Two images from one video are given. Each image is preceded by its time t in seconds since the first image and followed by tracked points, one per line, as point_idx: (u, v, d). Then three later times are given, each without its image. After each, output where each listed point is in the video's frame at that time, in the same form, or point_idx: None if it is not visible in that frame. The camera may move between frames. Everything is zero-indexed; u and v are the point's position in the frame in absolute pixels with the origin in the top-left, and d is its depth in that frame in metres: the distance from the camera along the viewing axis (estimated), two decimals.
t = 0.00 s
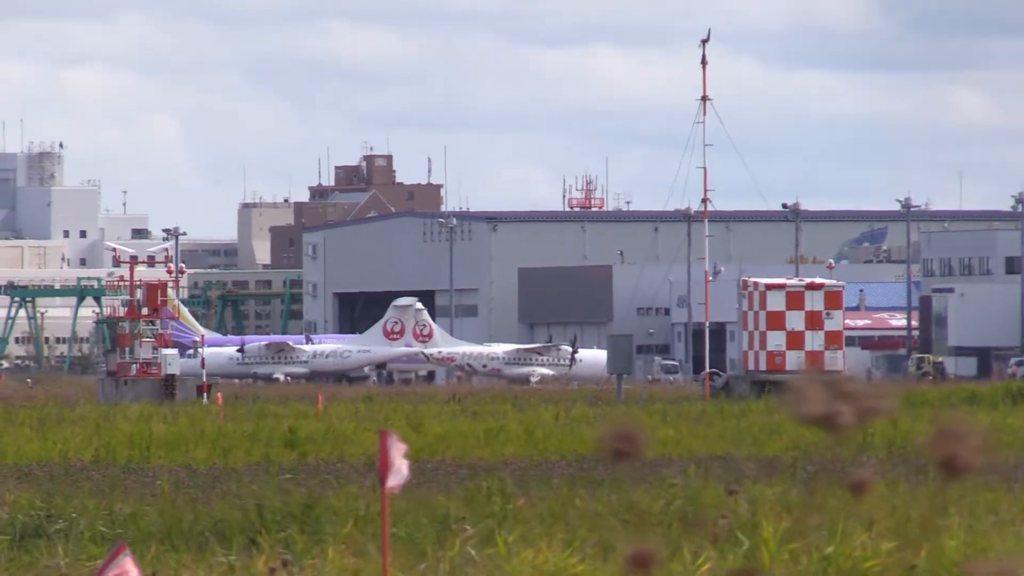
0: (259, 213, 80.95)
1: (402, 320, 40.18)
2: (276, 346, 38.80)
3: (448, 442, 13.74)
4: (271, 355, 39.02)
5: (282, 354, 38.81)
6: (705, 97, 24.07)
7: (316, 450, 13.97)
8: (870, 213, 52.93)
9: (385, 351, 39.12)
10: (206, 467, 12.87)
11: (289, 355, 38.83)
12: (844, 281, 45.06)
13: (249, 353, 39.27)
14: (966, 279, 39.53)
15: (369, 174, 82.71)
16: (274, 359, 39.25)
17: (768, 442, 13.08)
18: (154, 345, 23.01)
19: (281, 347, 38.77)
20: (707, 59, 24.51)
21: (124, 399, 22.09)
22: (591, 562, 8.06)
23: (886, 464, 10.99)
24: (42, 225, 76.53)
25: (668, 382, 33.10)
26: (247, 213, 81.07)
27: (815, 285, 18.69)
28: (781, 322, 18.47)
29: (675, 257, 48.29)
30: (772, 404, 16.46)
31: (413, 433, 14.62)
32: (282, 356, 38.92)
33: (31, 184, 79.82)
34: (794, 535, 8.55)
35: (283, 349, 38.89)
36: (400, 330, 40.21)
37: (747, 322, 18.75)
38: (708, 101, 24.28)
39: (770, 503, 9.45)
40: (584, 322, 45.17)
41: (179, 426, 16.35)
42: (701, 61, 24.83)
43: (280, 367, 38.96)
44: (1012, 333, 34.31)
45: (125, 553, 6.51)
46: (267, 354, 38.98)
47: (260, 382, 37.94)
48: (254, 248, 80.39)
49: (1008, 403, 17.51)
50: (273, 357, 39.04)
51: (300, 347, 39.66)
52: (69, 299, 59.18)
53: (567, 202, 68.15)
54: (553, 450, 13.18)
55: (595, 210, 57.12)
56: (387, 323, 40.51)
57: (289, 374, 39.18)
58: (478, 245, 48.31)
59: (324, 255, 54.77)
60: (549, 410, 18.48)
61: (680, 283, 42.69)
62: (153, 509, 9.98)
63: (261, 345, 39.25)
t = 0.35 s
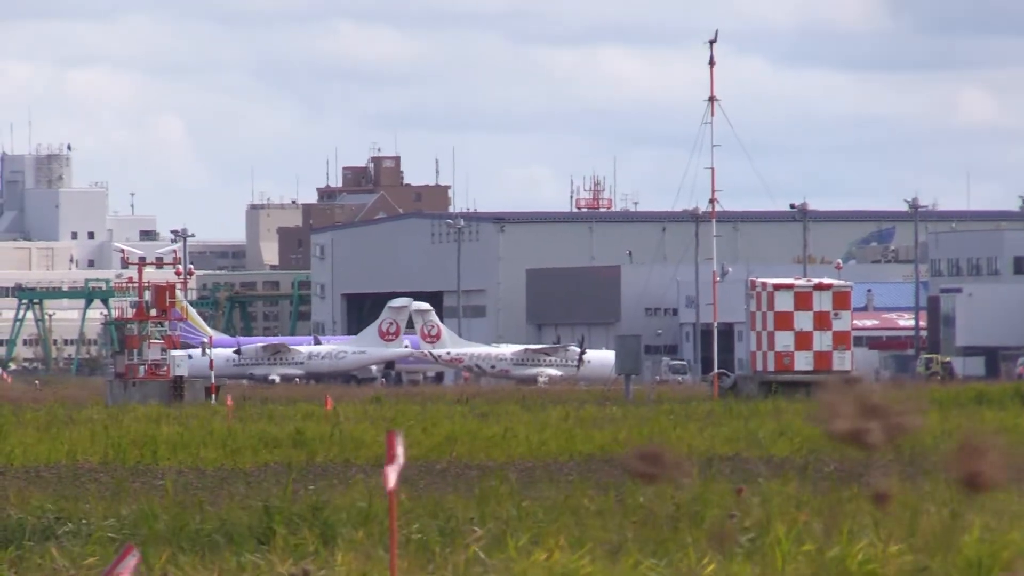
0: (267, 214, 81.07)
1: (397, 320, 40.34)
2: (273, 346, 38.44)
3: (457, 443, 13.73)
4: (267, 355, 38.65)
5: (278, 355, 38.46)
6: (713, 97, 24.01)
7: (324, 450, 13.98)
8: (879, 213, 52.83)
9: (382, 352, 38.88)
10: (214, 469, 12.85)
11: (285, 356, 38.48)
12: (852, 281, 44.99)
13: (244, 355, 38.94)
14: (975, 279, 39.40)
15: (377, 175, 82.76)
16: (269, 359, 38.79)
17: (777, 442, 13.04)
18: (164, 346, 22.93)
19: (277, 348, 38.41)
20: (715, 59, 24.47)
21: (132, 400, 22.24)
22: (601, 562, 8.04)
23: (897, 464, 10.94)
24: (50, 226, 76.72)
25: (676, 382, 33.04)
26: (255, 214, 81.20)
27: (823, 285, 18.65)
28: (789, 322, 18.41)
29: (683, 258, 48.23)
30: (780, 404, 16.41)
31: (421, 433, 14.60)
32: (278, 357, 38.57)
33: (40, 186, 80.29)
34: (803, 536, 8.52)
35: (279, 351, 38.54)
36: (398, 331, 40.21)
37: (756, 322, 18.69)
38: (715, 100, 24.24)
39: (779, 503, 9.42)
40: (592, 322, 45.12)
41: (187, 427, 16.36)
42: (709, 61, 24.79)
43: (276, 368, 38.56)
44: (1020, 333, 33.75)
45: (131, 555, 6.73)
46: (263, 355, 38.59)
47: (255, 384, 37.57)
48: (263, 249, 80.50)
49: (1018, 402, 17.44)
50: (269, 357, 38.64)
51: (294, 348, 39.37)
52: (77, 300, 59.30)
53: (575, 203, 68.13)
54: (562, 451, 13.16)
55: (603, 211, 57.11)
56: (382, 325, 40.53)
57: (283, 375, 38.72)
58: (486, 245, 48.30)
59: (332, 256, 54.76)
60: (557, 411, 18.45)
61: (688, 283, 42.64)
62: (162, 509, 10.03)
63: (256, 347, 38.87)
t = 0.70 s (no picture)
0: (274, 215, 81.12)
1: (391, 321, 40.65)
2: (268, 347, 38.51)
3: (464, 443, 13.71)
4: (262, 357, 38.68)
5: (274, 356, 38.48)
6: (719, 98, 23.93)
7: (331, 451, 13.99)
8: (885, 213, 52.73)
9: (379, 354, 39.21)
10: (222, 470, 12.82)
11: (281, 357, 38.51)
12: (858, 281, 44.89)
13: (239, 356, 38.86)
14: (980, 278, 39.29)
15: (383, 175, 82.77)
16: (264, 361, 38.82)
17: (783, 441, 13.00)
18: (168, 347, 23.13)
19: (273, 348, 38.48)
20: (721, 59, 24.45)
21: (138, 401, 22.07)
22: (606, 562, 8.02)
23: (900, 464, 10.90)
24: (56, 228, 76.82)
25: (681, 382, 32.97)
26: (261, 216, 81.26)
27: (829, 285, 18.56)
28: (795, 322, 18.35)
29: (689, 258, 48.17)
30: (786, 404, 16.36)
31: (428, 434, 14.58)
32: (274, 358, 38.63)
33: (45, 187, 80.30)
34: (805, 536, 8.49)
35: (275, 351, 38.56)
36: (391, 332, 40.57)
37: (762, 322, 18.63)
38: (722, 100, 24.21)
39: (783, 502, 9.39)
40: (598, 323, 45.08)
41: (195, 428, 16.38)
42: (714, 61, 24.78)
43: (271, 369, 38.58)
44: None
45: (139, 556, 6.66)
46: (257, 357, 38.64)
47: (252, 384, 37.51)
48: (269, 250, 80.54)
49: None
50: (264, 359, 38.65)
51: (289, 349, 39.32)
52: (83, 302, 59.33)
53: (581, 204, 68.10)
54: (569, 451, 13.13)
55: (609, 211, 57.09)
56: (376, 326, 40.90)
57: (278, 376, 38.74)
58: (493, 246, 48.27)
59: (338, 257, 54.75)
60: (563, 411, 18.43)
61: (694, 283, 42.57)
62: (169, 510, 10.03)
63: (251, 348, 38.86)
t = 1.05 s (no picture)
0: (280, 217, 81.18)
1: (385, 322, 40.47)
2: (265, 347, 38.41)
3: (470, 444, 13.68)
4: (257, 358, 38.56)
5: (270, 356, 38.41)
6: (725, 98, 23.85)
7: (338, 452, 13.96)
8: (891, 214, 52.64)
9: (374, 354, 39.09)
10: (229, 471, 12.80)
11: (278, 358, 38.43)
12: (864, 282, 44.81)
13: (235, 357, 38.70)
14: (986, 279, 39.19)
15: (390, 177, 82.85)
16: (260, 362, 38.71)
17: (790, 442, 12.95)
18: (174, 349, 23.04)
19: (270, 349, 38.41)
20: (727, 60, 24.38)
21: (145, 403, 22.05)
22: (612, 562, 8.00)
23: (905, 464, 10.87)
24: (62, 229, 76.87)
25: (688, 384, 32.92)
26: (267, 217, 81.29)
27: (835, 285, 18.53)
28: (801, 323, 18.32)
29: (696, 260, 48.10)
30: (794, 405, 16.29)
31: (436, 435, 14.55)
32: (270, 359, 38.54)
33: (51, 188, 80.32)
34: (814, 535, 8.45)
35: (272, 352, 38.48)
36: (386, 333, 40.39)
37: (768, 323, 18.55)
38: (727, 101, 24.15)
39: (790, 503, 9.34)
40: (605, 324, 45.02)
41: (201, 430, 16.33)
42: (720, 62, 24.69)
43: (267, 370, 38.51)
44: None
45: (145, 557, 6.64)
46: (253, 357, 38.53)
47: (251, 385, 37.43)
48: (275, 251, 80.58)
49: None
50: (260, 360, 38.55)
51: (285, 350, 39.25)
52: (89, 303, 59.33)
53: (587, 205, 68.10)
54: (576, 452, 13.08)
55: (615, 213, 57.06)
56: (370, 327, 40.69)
57: (275, 376, 38.70)
58: (499, 247, 48.21)
59: (345, 258, 54.72)
60: (569, 411, 18.38)
61: (701, 285, 42.48)
62: (175, 511, 10.00)
63: (247, 349, 38.67)
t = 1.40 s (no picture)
0: (288, 215, 81.21)
1: (382, 320, 40.42)
2: (264, 345, 38.50)
3: (478, 442, 13.66)
4: (257, 356, 38.60)
5: (269, 354, 38.46)
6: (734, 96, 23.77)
7: (345, 451, 13.93)
8: (900, 211, 52.52)
9: (372, 351, 39.01)
10: (237, 470, 12.76)
11: (276, 356, 38.50)
12: (872, 279, 44.72)
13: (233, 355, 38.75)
14: (994, 276, 39.07)
15: (397, 175, 82.87)
16: (259, 361, 38.74)
17: (799, 441, 12.88)
18: (182, 347, 23.04)
19: (269, 347, 38.52)
20: (734, 57, 24.32)
21: (153, 402, 22.05)
22: (620, 561, 7.95)
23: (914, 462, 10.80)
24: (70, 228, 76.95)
25: (695, 381, 32.85)
26: (276, 215, 81.33)
27: (843, 283, 18.49)
28: (810, 321, 18.26)
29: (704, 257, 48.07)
30: (803, 403, 16.23)
31: (444, 433, 14.52)
32: (269, 358, 38.60)
33: (59, 187, 80.41)
34: (824, 534, 8.40)
35: (271, 350, 38.57)
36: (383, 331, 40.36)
37: (777, 321, 18.56)
38: (735, 99, 24.09)
39: (800, 501, 9.30)
40: (613, 322, 44.97)
41: (208, 429, 16.30)
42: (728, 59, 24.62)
43: (265, 368, 38.49)
44: None
45: (153, 556, 6.63)
46: (253, 355, 38.59)
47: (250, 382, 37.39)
48: (283, 250, 80.62)
49: None
50: (259, 358, 38.56)
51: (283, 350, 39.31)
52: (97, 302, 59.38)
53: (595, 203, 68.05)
54: (585, 450, 13.05)
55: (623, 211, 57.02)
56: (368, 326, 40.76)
57: (272, 375, 38.63)
58: (507, 245, 48.19)
59: (353, 256, 54.72)
60: (576, 410, 18.33)
61: (709, 282, 42.39)
62: (182, 510, 9.98)
63: (246, 347, 38.72)
